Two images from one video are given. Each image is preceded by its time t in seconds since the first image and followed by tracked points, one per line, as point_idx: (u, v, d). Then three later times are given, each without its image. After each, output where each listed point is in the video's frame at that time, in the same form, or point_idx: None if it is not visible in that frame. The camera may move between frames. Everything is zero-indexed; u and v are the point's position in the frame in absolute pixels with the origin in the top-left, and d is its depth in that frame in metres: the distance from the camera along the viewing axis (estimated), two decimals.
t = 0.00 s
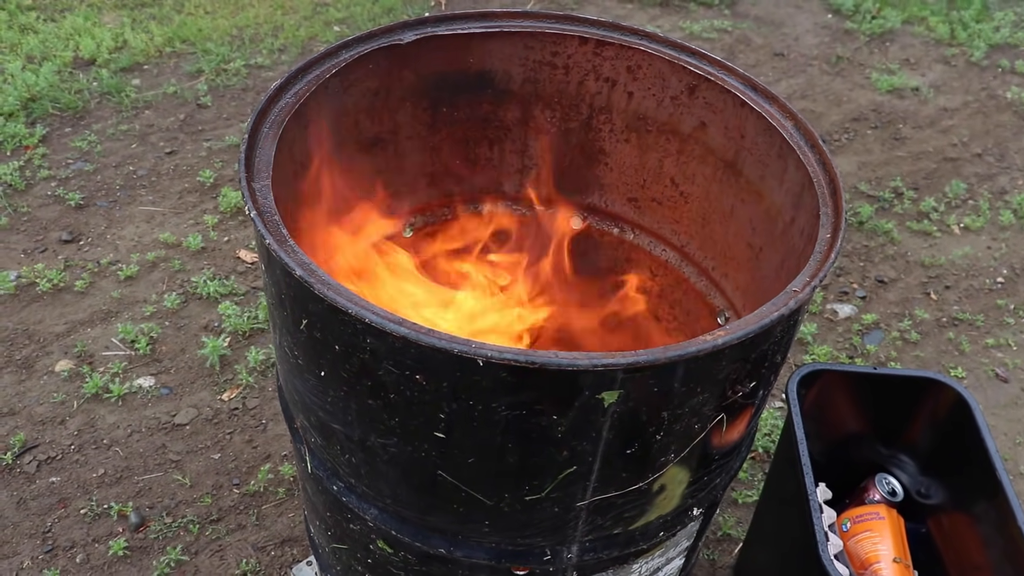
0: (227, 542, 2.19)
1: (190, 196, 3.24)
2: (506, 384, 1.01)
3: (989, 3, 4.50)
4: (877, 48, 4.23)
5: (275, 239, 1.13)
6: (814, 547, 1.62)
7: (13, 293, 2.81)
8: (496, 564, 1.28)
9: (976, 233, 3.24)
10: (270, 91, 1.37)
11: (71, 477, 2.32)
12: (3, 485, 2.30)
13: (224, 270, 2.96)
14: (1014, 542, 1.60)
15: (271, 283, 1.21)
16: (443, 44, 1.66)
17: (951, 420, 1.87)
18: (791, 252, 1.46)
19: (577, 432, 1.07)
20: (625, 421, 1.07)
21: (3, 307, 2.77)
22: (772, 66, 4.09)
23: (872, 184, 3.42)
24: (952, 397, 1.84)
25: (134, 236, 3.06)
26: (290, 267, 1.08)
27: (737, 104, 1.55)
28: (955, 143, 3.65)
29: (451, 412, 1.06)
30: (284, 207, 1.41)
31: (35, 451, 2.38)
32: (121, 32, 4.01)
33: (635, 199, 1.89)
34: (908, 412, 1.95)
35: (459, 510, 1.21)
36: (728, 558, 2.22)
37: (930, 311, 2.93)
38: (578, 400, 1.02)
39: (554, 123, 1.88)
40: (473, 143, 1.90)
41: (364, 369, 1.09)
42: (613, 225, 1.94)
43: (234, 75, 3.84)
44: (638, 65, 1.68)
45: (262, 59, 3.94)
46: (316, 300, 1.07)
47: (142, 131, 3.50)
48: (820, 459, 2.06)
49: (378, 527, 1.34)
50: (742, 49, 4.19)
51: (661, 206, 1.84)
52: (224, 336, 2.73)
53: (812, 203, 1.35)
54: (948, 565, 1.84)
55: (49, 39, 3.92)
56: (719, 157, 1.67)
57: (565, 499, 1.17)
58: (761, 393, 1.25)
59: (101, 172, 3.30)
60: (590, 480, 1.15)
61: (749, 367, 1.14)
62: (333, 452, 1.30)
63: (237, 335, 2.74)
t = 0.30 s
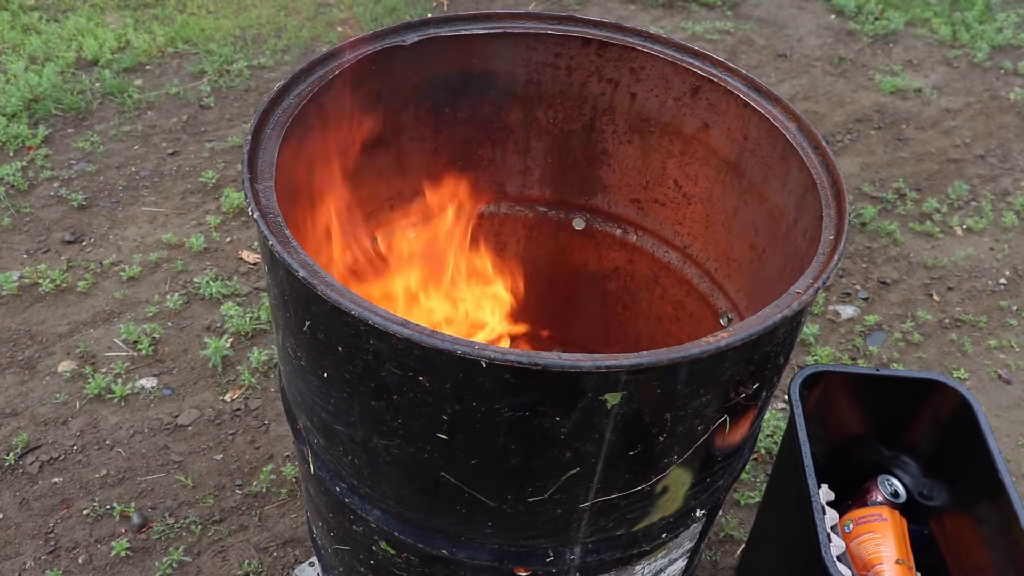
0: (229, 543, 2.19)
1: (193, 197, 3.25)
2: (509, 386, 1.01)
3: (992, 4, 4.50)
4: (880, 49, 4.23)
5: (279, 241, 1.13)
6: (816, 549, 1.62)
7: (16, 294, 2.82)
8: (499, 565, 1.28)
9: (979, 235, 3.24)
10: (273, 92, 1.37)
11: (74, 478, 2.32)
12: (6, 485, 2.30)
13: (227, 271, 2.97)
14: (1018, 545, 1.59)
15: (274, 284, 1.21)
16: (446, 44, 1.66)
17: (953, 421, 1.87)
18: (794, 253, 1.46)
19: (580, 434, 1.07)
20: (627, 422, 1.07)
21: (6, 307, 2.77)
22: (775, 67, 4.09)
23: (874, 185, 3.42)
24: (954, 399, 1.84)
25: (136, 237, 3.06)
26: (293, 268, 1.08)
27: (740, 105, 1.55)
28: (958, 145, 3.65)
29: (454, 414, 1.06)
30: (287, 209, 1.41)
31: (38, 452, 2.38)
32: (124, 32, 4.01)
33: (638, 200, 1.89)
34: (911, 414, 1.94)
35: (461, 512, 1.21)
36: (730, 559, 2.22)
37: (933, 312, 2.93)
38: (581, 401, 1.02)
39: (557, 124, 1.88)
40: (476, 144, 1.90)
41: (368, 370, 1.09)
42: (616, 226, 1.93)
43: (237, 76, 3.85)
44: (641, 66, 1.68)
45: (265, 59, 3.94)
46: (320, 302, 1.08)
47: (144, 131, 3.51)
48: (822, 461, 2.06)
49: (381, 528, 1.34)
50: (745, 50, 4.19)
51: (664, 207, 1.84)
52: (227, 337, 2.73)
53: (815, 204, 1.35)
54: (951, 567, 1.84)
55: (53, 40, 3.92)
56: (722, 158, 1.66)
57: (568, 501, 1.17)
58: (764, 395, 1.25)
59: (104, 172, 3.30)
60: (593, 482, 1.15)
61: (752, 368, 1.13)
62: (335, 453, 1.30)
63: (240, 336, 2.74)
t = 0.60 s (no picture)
0: (231, 543, 2.20)
1: (194, 197, 3.25)
2: (511, 384, 1.01)
3: (993, 5, 4.50)
4: (881, 50, 4.23)
5: (281, 240, 1.13)
6: (818, 548, 1.62)
7: (17, 294, 2.82)
8: (500, 564, 1.28)
9: (980, 235, 3.24)
10: (275, 92, 1.37)
11: (75, 478, 2.32)
12: (8, 485, 2.30)
13: (228, 271, 2.97)
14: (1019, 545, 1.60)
15: (276, 283, 1.22)
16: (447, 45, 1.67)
17: (954, 422, 1.87)
18: (795, 253, 1.46)
19: (582, 433, 1.07)
20: (629, 421, 1.07)
21: (7, 308, 2.78)
22: (776, 67, 4.09)
23: (875, 186, 3.42)
24: (954, 398, 1.84)
25: (138, 237, 3.06)
26: (295, 267, 1.08)
27: (741, 105, 1.55)
28: (959, 145, 3.65)
29: (456, 413, 1.07)
30: (289, 209, 1.41)
31: (39, 452, 2.38)
32: (125, 33, 4.01)
33: (639, 200, 1.89)
34: (911, 413, 1.95)
35: (463, 511, 1.21)
36: (731, 559, 2.23)
37: (934, 312, 2.93)
38: (583, 400, 1.02)
39: (558, 123, 1.88)
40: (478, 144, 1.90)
41: (370, 370, 1.09)
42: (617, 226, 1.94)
43: (238, 76, 3.85)
44: (642, 66, 1.69)
45: (266, 60, 3.95)
46: (322, 301, 1.08)
47: (146, 132, 3.51)
48: (823, 460, 2.06)
49: (383, 527, 1.34)
50: (745, 50, 4.19)
51: (665, 206, 1.84)
52: (228, 337, 2.73)
53: (816, 204, 1.36)
54: (952, 567, 1.84)
55: (54, 40, 3.93)
56: (723, 158, 1.67)
57: (570, 500, 1.17)
58: (765, 394, 1.25)
59: (105, 172, 3.31)
60: (595, 481, 1.15)
61: (753, 367, 1.14)
62: (337, 452, 1.30)
63: (241, 336, 2.74)
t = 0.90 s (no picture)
0: (234, 541, 2.20)
1: (198, 195, 3.25)
2: (532, 384, 1.02)
3: (992, 16, 4.55)
4: (880, 59, 4.26)
5: (303, 238, 1.14)
6: (822, 551, 1.63)
7: (20, 290, 2.82)
8: (512, 562, 1.29)
9: (978, 243, 3.28)
10: (294, 92, 1.38)
11: (78, 475, 2.32)
12: (11, 481, 2.30)
13: (231, 270, 2.97)
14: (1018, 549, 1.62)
15: (295, 281, 1.23)
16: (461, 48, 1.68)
17: (955, 427, 1.89)
18: (804, 258, 1.48)
19: (599, 433, 1.09)
20: (645, 422, 1.09)
21: (10, 303, 2.78)
22: (777, 75, 4.12)
23: (875, 194, 3.45)
24: (956, 404, 1.86)
25: (141, 235, 3.07)
26: (318, 265, 1.09)
27: (752, 112, 1.57)
28: (957, 154, 3.68)
29: (475, 411, 1.08)
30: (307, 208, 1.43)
31: (42, 448, 2.38)
32: (129, 31, 4.02)
33: (647, 204, 1.91)
34: (913, 419, 1.97)
35: (478, 509, 1.22)
36: (731, 562, 2.24)
37: (932, 320, 2.96)
38: (602, 400, 1.04)
39: (568, 127, 1.90)
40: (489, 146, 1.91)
41: (390, 368, 1.10)
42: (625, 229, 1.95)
43: (242, 76, 3.86)
44: (653, 72, 1.71)
45: (270, 59, 3.95)
46: (344, 299, 1.09)
47: (149, 130, 3.51)
48: (824, 464, 2.08)
49: (396, 525, 1.35)
50: (747, 57, 4.22)
51: (673, 211, 1.86)
52: (231, 335, 2.74)
53: (827, 210, 1.37)
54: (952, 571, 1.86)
55: (58, 37, 3.93)
56: (732, 163, 1.69)
57: (584, 499, 1.18)
58: (776, 397, 1.27)
59: (109, 170, 3.31)
60: (609, 480, 1.16)
61: (767, 370, 1.15)
62: (352, 450, 1.31)
63: (245, 335, 2.75)
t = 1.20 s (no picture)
0: (234, 542, 2.20)
1: (199, 196, 3.25)
2: (541, 389, 1.03)
3: (992, 23, 4.57)
4: (881, 66, 4.28)
5: (312, 242, 1.14)
6: (823, 558, 1.64)
7: (21, 289, 2.81)
8: (517, 567, 1.30)
9: (977, 251, 3.29)
10: (303, 94, 1.39)
11: (78, 474, 2.32)
12: (10, 480, 2.29)
13: (232, 270, 2.97)
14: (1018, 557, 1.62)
15: (303, 284, 1.23)
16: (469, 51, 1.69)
17: (956, 435, 1.90)
18: (809, 266, 1.49)
19: (606, 438, 1.09)
20: (652, 428, 1.09)
21: (10, 302, 2.77)
22: (777, 81, 4.13)
23: (875, 200, 3.46)
24: (957, 412, 1.87)
25: (142, 234, 3.06)
26: (328, 268, 1.09)
27: (758, 119, 1.58)
28: (957, 162, 3.70)
29: (484, 416, 1.08)
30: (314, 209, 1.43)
31: (42, 448, 2.38)
32: (131, 30, 4.01)
33: (652, 210, 1.91)
34: (913, 426, 1.97)
35: (484, 514, 1.22)
36: (730, 567, 2.25)
37: (932, 326, 2.97)
38: (610, 406, 1.04)
39: (574, 132, 1.90)
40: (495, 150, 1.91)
41: (399, 372, 1.11)
42: (629, 234, 1.96)
43: (244, 76, 3.86)
44: (659, 78, 1.71)
45: (272, 60, 3.95)
46: (353, 303, 1.09)
47: (151, 130, 3.51)
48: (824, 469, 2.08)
49: (400, 528, 1.35)
50: (748, 62, 4.24)
51: (678, 216, 1.87)
52: (232, 336, 2.73)
53: (832, 218, 1.38)
54: None
55: (59, 36, 3.93)
56: (737, 170, 1.69)
57: (590, 504, 1.19)
58: (781, 405, 1.28)
59: (110, 169, 3.31)
60: (615, 486, 1.17)
61: (774, 377, 1.16)
62: (357, 453, 1.32)
63: (245, 336, 2.75)
